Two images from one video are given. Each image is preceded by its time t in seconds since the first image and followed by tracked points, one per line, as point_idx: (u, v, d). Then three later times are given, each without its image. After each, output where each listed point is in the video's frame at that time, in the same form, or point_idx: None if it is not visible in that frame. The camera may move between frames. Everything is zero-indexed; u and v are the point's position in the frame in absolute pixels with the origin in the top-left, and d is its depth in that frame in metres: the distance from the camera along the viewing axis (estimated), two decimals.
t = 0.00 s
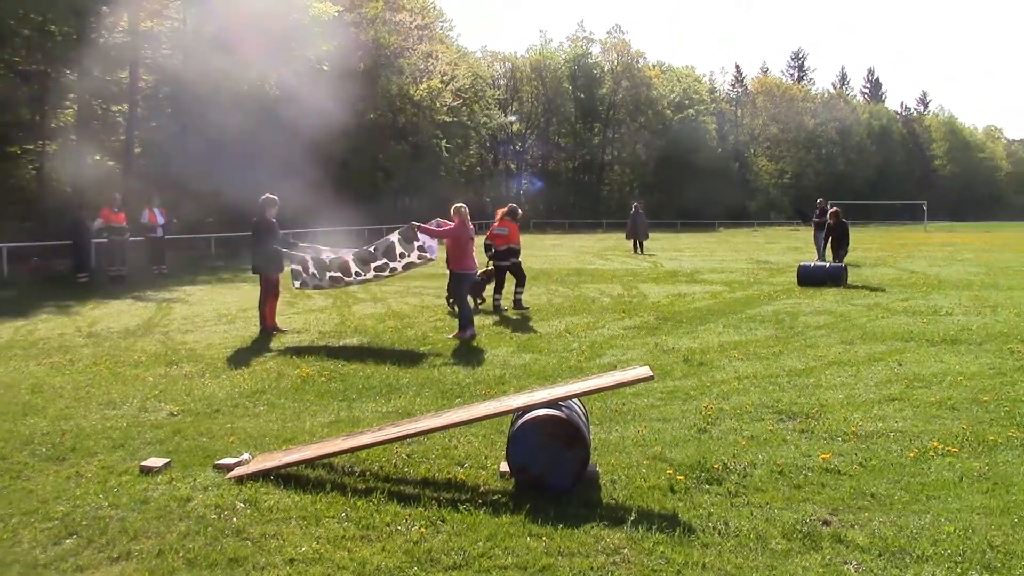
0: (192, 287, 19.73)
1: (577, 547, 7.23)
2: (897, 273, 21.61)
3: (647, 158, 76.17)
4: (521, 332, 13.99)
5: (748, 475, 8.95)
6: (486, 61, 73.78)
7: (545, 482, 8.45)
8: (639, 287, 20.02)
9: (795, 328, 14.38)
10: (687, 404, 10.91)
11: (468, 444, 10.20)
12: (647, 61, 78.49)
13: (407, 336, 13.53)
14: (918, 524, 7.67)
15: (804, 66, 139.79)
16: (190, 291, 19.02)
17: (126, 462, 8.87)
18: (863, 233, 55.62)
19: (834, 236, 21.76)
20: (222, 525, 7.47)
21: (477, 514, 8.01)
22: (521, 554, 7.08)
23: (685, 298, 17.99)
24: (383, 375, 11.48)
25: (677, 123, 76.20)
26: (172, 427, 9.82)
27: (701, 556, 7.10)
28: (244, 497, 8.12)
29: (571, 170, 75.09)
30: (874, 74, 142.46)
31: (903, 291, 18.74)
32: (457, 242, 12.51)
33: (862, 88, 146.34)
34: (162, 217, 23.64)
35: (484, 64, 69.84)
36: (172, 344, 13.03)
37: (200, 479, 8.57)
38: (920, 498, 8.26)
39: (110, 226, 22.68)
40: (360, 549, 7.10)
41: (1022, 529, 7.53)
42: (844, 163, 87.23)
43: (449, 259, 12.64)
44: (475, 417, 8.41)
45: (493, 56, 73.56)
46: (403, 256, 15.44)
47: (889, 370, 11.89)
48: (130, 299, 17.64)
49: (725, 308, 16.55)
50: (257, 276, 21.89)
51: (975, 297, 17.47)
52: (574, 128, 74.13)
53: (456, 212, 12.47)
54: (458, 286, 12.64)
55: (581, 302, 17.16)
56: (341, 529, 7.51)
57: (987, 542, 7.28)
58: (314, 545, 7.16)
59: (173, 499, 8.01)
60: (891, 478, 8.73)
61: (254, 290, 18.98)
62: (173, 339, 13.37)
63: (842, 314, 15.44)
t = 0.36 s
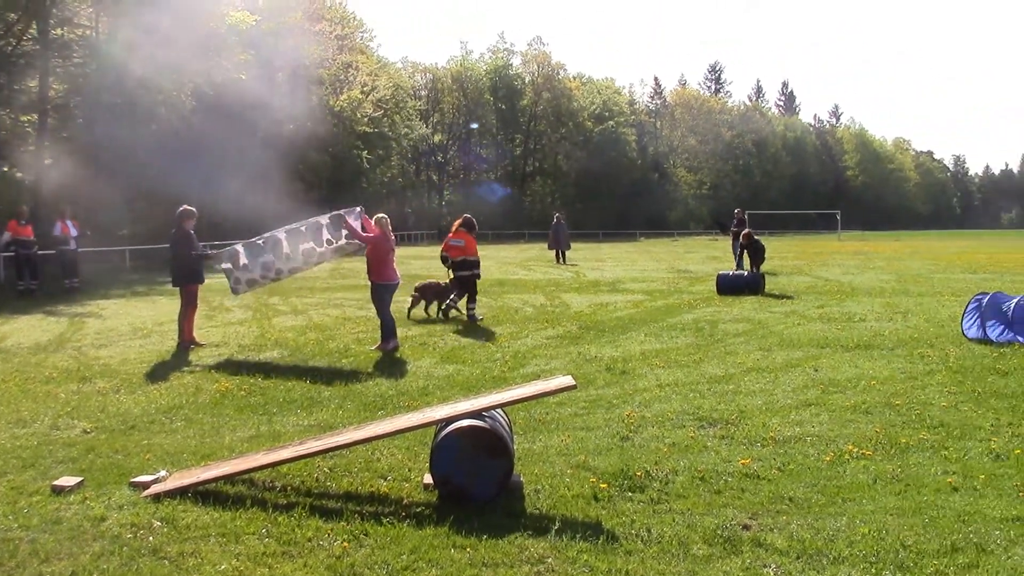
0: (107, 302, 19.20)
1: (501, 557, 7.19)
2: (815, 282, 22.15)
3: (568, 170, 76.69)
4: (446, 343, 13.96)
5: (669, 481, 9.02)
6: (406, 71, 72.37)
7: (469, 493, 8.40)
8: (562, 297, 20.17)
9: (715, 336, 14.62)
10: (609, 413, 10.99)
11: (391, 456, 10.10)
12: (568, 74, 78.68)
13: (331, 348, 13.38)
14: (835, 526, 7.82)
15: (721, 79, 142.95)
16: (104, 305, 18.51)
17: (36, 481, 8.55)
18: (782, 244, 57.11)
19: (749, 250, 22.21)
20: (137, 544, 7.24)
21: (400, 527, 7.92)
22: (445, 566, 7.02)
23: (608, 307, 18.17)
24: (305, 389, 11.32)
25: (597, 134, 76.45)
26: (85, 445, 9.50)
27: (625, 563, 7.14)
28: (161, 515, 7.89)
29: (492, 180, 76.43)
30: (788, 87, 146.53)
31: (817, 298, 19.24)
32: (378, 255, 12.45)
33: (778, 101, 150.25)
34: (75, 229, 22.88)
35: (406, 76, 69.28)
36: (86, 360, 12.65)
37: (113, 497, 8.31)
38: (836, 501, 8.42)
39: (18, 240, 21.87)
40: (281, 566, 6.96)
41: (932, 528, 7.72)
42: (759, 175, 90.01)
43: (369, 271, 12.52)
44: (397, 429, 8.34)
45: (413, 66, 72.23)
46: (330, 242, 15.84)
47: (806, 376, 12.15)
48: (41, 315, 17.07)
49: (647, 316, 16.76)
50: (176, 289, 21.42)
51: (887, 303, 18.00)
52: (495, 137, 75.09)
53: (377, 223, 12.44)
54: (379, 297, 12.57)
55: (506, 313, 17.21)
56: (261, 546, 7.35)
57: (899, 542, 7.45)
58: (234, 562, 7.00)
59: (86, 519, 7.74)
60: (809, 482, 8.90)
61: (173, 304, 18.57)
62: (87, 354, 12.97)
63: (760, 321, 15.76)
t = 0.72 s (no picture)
0: (70, 312, 18.95)
1: (472, 567, 7.17)
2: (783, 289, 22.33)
3: (536, 176, 77.52)
4: (415, 352, 13.94)
5: (639, 489, 9.04)
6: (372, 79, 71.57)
7: (439, 503, 8.36)
8: (532, 305, 20.18)
9: (684, 343, 14.70)
10: (579, 420, 11.01)
11: (360, 466, 10.03)
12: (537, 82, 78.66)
13: (299, 358, 13.30)
14: (804, 531, 7.87)
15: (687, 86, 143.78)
16: (67, 315, 18.27)
17: None
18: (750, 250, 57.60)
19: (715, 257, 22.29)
20: (103, 559, 7.14)
21: (369, 538, 7.87)
22: None
23: (577, 315, 18.20)
24: (273, 399, 11.23)
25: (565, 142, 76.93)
26: (48, 458, 9.35)
27: (596, 571, 7.14)
28: (127, 529, 7.79)
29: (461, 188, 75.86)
30: (753, 95, 147.71)
31: (783, 305, 19.40)
32: (346, 266, 12.38)
33: (743, 108, 151.33)
34: (41, 239, 22.57)
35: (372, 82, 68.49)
36: (50, 371, 12.46)
37: (79, 510, 8.19)
38: (805, 506, 8.48)
39: None
40: None
41: (900, 533, 7.79)
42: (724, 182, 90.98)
43: (337, 280, 12.46)
44: (367, 439, 8.29)
45: (380, 74, 71.41)
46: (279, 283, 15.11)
47: (774, 382, 12.23)
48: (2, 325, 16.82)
49: (615, 324, 16.81)
50: (141, 298, 21.20)
51: (852, 309, 18.18)
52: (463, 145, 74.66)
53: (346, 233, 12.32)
54: (348, 308, 12.51)
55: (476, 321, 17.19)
56: (230, 559, 7.27)
57: (867, 546, 7.51)
58: None
59: (50, 533, 7.62)
60: (778, 488, 8.95)
61: (138, 314, 18.38)
62: (51, 366, 12.80)
63: (728, 328, 15.86)
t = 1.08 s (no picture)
0: (42, 319, 18.81)
1: None
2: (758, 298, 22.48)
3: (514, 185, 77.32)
4: (390, 359, 13.92)
5: (612, 497, 9.05)
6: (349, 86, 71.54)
7: (412, 511, 8.33)
8: (507, 313, 20.20)
9: (658, 351, 14.73)
10: (553, 429, 11.01)
11: (334, 474, 9.99)
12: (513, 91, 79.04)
13: (273, 366, 13.26)
14: (775, 540, 7.91)
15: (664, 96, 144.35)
16: (39, 323, 18.13)
17: None
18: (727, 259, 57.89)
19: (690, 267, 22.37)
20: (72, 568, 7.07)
21: (342, 547, 7.83)
22: None
23: (553, 323, 18.23)
24: (246, 407, 11.17)
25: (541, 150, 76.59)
26: (18, 466, 9.25)
27: None
28: (97, 538, 7.72)
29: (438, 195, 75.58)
30: (730, 105, 148.48)
31: (758, 314, 19.51)
32: (320, 273, 12.38)
33: (720, 118, 152.10)
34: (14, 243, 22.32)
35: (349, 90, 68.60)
36: (21, 379, 12.34)
37: (48, 519, 8.11)
38: (777, 515, 8.52)
39: None
40: None
41: (870, 541, 7.83)
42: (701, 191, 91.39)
43: (312, 288, 12.45)
44: (339, 448, 8.26)
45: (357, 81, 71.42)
46: (256, 303, 14.06)
47: (748, 391, 12.29)
48: None
49: (590, 332, 16.84)
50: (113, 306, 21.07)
51: (826, 319, 18.31)
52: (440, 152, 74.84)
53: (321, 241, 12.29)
54: (323, 317, 12.48)
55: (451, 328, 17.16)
56: (200, 568, 7.23)
57: (838, 555, 7.55)
58: None
59: (19, 542, 7.56)
60: (750, 497, 8.98)
61: (111, 321, 18.25)
62: (21, 373, 12.68)
63: (702, 337, 15.91)
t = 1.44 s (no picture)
0: (26, 325, 18.72)
1: None
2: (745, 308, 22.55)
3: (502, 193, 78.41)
4: (377, 367, 13.91)
5: (598, 506, 9.05)
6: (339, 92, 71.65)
7: (398, 519, 8.31)
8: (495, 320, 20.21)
9: (645, 360, 14.75)
10: (539, 437, 11.01)
11: (318, 482, 9.96)
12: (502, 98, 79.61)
13: (259, 373, 13.24)
14: (760, 548, 7.92)
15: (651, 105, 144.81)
16: (24, 329, 18.05)
17: None
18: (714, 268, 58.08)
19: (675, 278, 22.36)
20: (53, 575, 7.04)
21: (327, 555, 7.81)
22: None
23: (540, 331, 18.24)
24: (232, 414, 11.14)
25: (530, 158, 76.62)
26: (0, 473, 9.20)
27: None
28: (80, 545, 7.67)
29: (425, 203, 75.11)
30: (717, 114, 149.03)
31: (744, 323, 19.57)
32: (306, 280, 12.41)
33: (708, 127, 152.71)
34: None
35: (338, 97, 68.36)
36: (6, 384, 12.30)
37: (31, 527, 8.07)
38: (762, 524, 8.53)
39: None
40: None
41: (854, 550, 7.85)
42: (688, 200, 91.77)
43: (298, 295, 12.47)
44: (325, 455, 8.24)
45: (346, 88, 71.48)
46: (249, 317, 13.91)
47: (734, 400, 12.33)
48: None
49: (578, 340, 16.88)
50: (99, 312, 21.01)
51: (812, 328, 18.37)
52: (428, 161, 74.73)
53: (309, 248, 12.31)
54: (310, 324, 12.48)
55: (437, 336, 17.15)
56: None
57: (823, 563, 7.56)
58: None
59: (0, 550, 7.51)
60: (736, 505, 9.00)
61: (96, 327, 18.20)
62: (5, 380, 12.62)
63: (689, 346, 15.94)
